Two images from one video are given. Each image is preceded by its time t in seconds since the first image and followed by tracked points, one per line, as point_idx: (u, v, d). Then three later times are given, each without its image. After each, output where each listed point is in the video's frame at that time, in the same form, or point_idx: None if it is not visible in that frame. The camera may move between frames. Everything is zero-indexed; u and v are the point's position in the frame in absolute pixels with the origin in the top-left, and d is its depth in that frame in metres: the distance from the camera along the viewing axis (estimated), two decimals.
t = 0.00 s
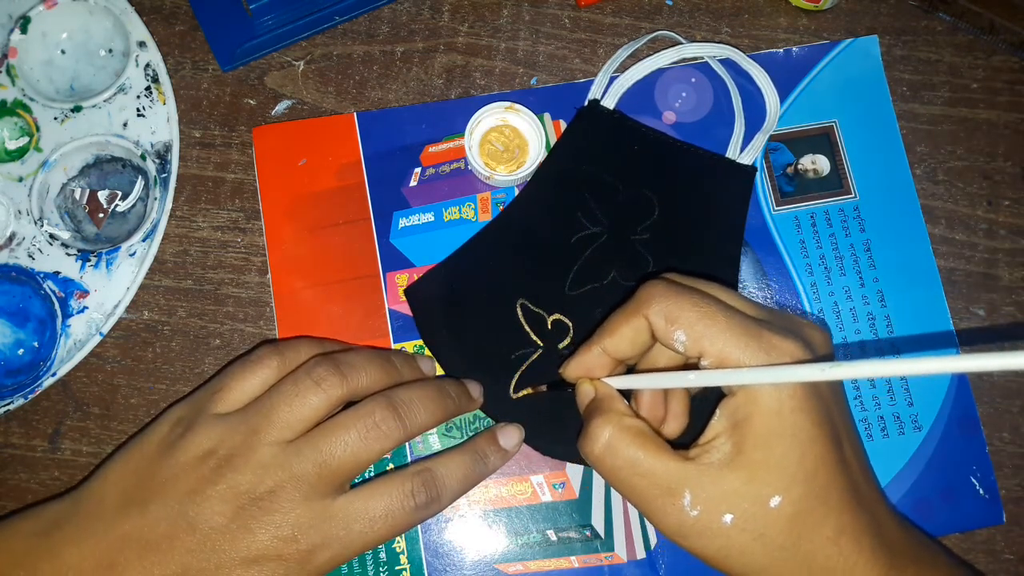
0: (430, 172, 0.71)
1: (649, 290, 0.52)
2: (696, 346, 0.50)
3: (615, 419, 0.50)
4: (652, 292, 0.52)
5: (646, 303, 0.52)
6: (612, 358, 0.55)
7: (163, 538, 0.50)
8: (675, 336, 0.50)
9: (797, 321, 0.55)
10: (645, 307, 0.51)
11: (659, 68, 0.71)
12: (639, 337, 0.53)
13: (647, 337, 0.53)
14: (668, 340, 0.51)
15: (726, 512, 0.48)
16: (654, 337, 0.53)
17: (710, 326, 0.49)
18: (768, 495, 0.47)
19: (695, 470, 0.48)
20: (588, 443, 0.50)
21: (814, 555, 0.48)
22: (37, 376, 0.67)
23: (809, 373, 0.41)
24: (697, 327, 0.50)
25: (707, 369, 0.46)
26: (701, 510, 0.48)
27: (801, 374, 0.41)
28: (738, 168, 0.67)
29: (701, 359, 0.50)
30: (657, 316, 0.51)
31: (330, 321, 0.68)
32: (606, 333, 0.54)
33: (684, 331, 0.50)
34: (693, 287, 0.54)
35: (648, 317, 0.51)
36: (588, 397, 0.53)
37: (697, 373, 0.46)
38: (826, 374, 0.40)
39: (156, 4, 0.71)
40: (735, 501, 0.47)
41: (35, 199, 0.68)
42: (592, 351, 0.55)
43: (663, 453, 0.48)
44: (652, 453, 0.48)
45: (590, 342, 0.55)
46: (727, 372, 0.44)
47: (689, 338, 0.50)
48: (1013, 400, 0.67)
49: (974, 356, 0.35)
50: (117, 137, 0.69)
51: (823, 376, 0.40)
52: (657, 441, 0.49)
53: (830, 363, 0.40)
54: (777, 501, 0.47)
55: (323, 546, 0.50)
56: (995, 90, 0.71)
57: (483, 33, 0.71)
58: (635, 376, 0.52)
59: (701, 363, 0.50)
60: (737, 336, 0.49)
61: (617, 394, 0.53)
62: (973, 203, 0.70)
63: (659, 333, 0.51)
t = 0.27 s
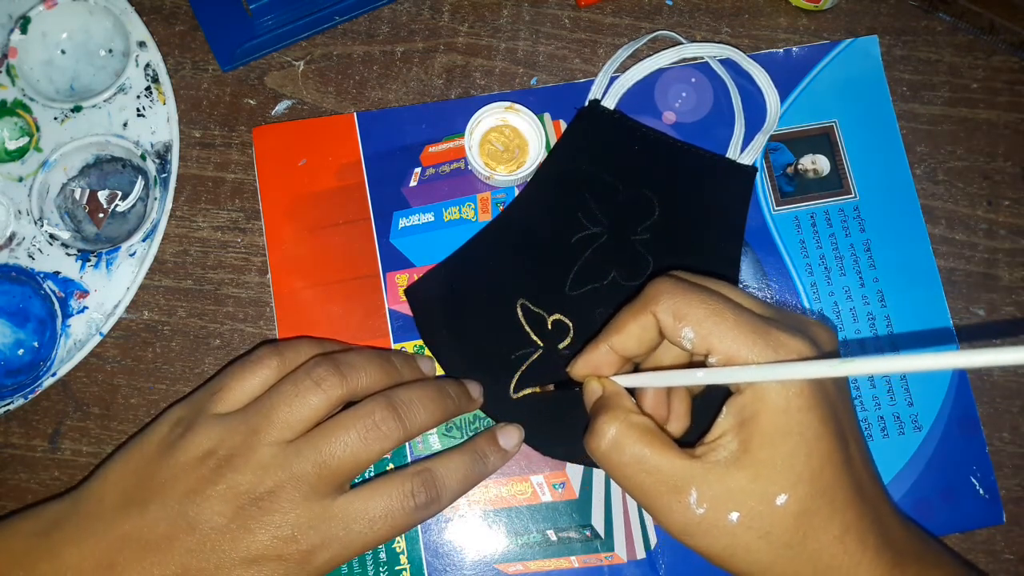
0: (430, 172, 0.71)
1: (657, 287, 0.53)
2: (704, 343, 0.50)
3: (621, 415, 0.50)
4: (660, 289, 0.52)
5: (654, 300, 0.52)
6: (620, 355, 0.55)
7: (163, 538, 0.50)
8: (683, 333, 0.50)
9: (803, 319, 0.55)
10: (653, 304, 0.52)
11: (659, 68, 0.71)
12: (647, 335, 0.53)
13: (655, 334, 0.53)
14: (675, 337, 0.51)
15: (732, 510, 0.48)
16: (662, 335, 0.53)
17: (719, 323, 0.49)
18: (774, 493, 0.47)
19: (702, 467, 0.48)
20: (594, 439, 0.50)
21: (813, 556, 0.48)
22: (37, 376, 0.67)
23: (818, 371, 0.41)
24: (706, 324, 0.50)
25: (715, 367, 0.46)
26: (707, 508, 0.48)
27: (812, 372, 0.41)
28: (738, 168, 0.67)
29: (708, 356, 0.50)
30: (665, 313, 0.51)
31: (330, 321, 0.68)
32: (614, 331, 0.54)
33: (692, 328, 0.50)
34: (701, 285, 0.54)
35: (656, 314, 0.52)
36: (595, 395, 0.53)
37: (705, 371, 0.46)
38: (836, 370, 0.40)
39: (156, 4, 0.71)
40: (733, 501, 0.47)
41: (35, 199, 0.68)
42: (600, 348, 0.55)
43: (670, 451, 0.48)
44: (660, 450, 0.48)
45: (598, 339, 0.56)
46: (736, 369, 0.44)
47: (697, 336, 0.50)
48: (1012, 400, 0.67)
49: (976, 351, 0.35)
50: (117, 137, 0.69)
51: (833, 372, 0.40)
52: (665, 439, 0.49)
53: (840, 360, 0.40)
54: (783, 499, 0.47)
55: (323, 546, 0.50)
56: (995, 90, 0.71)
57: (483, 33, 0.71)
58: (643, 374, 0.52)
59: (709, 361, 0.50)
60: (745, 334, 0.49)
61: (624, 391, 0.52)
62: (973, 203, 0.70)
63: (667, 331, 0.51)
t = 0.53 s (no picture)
0: (430, 172, 0.71)
1: (663, 282, 0.53)
2: (710, 338, 0.50)
3: (625, 409, 0.50)
4: (667, 284, 0.52)
5: (660, 295, 0.52)
6: (625, 350, 0.55)
7: (163, 538, 0.50)
8: (689, 328, 0.51)
9: (808, 317, 0.55)
10: (659, 299, 0.52)
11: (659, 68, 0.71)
12: (653, 330, 0.53)
13: (661, 330, 0.53)
14: (681, 332, 0.51)
15: (735, 505, 0.47)
16: (668, 330, 0.53)
17: (725, 319, 0.50)
18: (777, 489, 0.47)
19: (704, 463, 0.48)
20: (598, 432, 0.50)
21: (813, 555, 0.48)
22: (37, 376, 0.67)
23: (825, 365, 0.41)
24: (711, 320, 0.50)
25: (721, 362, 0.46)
26: (710, 502, 0.48)
27: (821, 366, 0.41)
28: (737, 168, 0.66)
29: (713, 352, 0.50)
30: (671, 308, 0.51)
31: (330, 321, 0.68)
32: (620, 325, 0.54)
33: (698, 323, 0.50)
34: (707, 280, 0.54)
35: (662, 309, 0.52)
36: (600, 389, 0.53)
37: (711, 366, 0.46)
38: (841, 365, 0.40)
39: (156, 4, 0.71)
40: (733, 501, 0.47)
41: (35, 199, 0.68)
42: (605, 343, 0.55)
43: (674, 446, 0.49)
44: (664, 444, 0.49)
45: (603, 335, 0.55)
46: (742, 365, 0.44)
47: (703, 330, 0.50)
48: (1012, 400, 0.67)
49: (976, 347, 0.35)
50: (117, 137, 0.69)
51: (838, 367, 0.40)
52: (668, 433, 0.49)
53: (846, 355, 0.40)
54: (787, 495, 0.47)
55: (323, 547, 0.50)
56: (995, 90, 0.71)
57: (483, 33, 0.71)
58: (649, 369, 0.52)
59: (713, 356, 0.50)
60: (751, 330, 0.49)
61: (630, 386, 0.53)
62: (973, 203, 0.70)
63: (673, 325, 0.51)
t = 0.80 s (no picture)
0: (430, 172, 0.71)
1: (669, 273, 0.52)
2: (713, 330, 0.50)
3: (626, 398, 0.50)
4: (672, 275, 0.52)
5: (665, 285, 0.52)
6: (628, 341, 0.55)
7: (162, 538, 0.50)
8: (693, 319, 0.51)
9: (813, 313, 0.55)
10: (664, 290, 0.52)
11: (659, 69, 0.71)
12: (657, 320, 0.53)
13: (664, 321, 0.53)
14: (685, 324, 0.51)
15: (734, 496, 0.47)
16: (671, 322, 0.53)
17: (730, 312, 0.50)
18: (777, 485, 0.47)
19: (704, 453, 0.48)
20: (598, 421, 0.50)
21: (813, 554, 0.48)
22: (37, 376, 0.67)
23: (826, 360, 0.41)
24: (716, 312, 0.50)
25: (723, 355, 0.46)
26: (708, 493, 0.48)
27: (822, 361, 0.41)
28: (737, 168, 0.66)
29: (717, 344, 0.50)
30: (676, 299, 0.51)
31: (330, 321, 0.68)
32: (623, 316, 0.54)
33: (702, 315, 0.50)
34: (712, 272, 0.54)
35: (666, 300, 0.52)
36: (602, 377, 0.53)
37: (713, 358, 0.46)
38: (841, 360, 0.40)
39: (156, 4, 0.71)
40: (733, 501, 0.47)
41: (35, 199, 0.68)
42: (608, 333, 0.55)
43: (673, 436, 0.48)
44: (662, 433, 0.48)
45: (607, 324, 0.55)
46: (743, 357, 0.44)
47: (706, 323, 0.50)
48: (1012, 400, 0.67)
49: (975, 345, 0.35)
50: (117, 137, 0.69)
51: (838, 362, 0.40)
52: (668, 423, 0.49)
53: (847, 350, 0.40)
54: (786, 490, 0.47)
55: (323, 547, 0.50)
56: (995, 91, 0.71)
57: (483, 33, 0.71)
58: (651, 359, 0.52)
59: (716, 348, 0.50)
60: (755, 324, 0.49)
61: (630, 375, 0.53)
62: (973, 203, 0.70)
63: (677, 316, 0.51)
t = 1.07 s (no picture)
0: (429, 172, 0.71)
1: (676, 271, 0.53)
2: (724, 327, 0.50)
3: (637, 398, 0.50)
4: (680, 273, 0.52)
5: (673, 283, 0.52)
6: (636, 340, 0.55)
7: (162, 537, 0.50)
8: (702, 317, 0.51)
9: (820, 306, 0.55)
10: (672, 287, 0.52)
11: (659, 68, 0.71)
12: (664, 318, 0.53)
13: (672, 319, 0.53)
14: (693, 321, 0.51)
15: (751, 494, 0.47)
16: (679, 320, 0.53)
17: (738, 308, 0.50)
18: (773, 483, 0.47)
19: (719, 450, 0.48)
20: (611, 423, 0.50)
21: (813, 553, 0.48)
22: (37, 376, 0.67)
23: (838, 352, 0.41)
24: (725, 308, 0.50)
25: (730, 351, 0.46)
26: (725, 491, 0.48)
27: (834, 354, 0.41)
28: (737, 168, 0.66)
29: (727, 340, 0.50)
30: (684, 297, 0.51)
31: (329, 321, 0.68)
32: (630, 314, 0.54)
33: (711, 312, 0.50)
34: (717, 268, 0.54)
35: (675, 298, 0.52)
36: (609, 378, 0.53)
37: (722, 354, 0.46)
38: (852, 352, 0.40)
39: (156, 4, 0.71)
40: (733, 499, 0.48)
41: (35, 199, 0.68)
42: (615, 332, 0.55)
43: (687, 434, 0.48)
44: (676, 432, 0.48)
45: (613, 323, 0.55)
46: (753, 352, 0.44)
47: (716, 319, 0.50)
48: (1012, 400, 0.67)
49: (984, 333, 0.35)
50: (117, 137, 0.69)
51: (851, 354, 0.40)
52: (681, 421, 0.49)
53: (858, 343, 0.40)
54: (787, 488, 0.47)
55: (323, 546, 0.50)
56: (995, 90, 0.71)
57: (483, 33, 0.71)
58: (659, 358, 0.52)
59: (727, 344, 0.51)
60: (765, 320, 0.49)
61: (638, 374, 0.53)
62: (973, 203, 0.70)
63: (686, 314, 0.51)
